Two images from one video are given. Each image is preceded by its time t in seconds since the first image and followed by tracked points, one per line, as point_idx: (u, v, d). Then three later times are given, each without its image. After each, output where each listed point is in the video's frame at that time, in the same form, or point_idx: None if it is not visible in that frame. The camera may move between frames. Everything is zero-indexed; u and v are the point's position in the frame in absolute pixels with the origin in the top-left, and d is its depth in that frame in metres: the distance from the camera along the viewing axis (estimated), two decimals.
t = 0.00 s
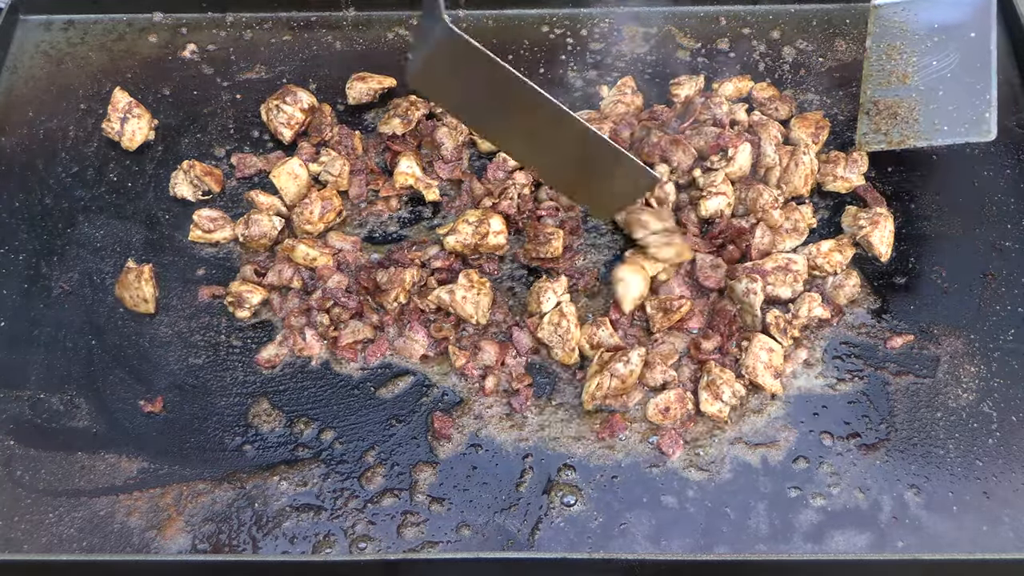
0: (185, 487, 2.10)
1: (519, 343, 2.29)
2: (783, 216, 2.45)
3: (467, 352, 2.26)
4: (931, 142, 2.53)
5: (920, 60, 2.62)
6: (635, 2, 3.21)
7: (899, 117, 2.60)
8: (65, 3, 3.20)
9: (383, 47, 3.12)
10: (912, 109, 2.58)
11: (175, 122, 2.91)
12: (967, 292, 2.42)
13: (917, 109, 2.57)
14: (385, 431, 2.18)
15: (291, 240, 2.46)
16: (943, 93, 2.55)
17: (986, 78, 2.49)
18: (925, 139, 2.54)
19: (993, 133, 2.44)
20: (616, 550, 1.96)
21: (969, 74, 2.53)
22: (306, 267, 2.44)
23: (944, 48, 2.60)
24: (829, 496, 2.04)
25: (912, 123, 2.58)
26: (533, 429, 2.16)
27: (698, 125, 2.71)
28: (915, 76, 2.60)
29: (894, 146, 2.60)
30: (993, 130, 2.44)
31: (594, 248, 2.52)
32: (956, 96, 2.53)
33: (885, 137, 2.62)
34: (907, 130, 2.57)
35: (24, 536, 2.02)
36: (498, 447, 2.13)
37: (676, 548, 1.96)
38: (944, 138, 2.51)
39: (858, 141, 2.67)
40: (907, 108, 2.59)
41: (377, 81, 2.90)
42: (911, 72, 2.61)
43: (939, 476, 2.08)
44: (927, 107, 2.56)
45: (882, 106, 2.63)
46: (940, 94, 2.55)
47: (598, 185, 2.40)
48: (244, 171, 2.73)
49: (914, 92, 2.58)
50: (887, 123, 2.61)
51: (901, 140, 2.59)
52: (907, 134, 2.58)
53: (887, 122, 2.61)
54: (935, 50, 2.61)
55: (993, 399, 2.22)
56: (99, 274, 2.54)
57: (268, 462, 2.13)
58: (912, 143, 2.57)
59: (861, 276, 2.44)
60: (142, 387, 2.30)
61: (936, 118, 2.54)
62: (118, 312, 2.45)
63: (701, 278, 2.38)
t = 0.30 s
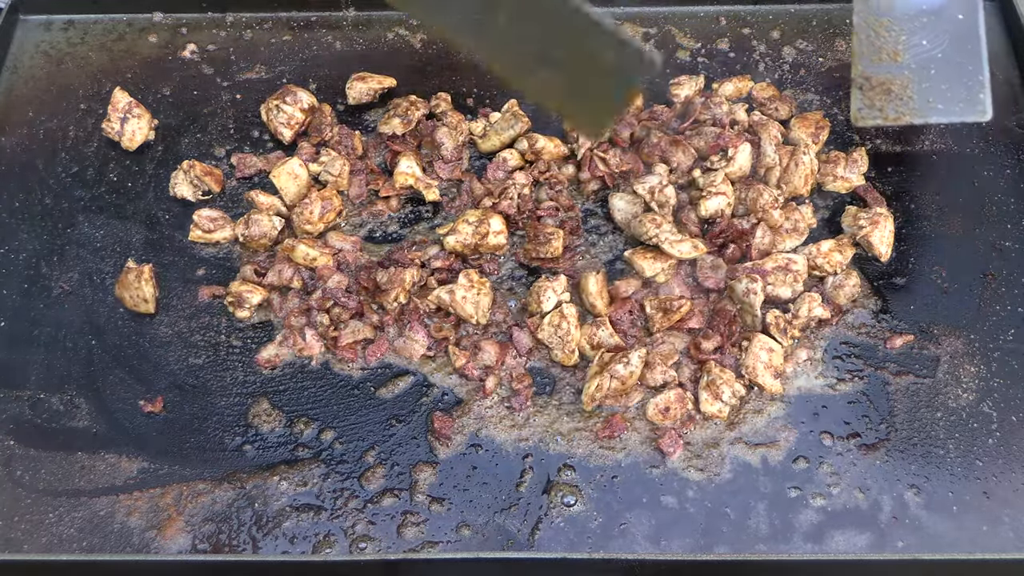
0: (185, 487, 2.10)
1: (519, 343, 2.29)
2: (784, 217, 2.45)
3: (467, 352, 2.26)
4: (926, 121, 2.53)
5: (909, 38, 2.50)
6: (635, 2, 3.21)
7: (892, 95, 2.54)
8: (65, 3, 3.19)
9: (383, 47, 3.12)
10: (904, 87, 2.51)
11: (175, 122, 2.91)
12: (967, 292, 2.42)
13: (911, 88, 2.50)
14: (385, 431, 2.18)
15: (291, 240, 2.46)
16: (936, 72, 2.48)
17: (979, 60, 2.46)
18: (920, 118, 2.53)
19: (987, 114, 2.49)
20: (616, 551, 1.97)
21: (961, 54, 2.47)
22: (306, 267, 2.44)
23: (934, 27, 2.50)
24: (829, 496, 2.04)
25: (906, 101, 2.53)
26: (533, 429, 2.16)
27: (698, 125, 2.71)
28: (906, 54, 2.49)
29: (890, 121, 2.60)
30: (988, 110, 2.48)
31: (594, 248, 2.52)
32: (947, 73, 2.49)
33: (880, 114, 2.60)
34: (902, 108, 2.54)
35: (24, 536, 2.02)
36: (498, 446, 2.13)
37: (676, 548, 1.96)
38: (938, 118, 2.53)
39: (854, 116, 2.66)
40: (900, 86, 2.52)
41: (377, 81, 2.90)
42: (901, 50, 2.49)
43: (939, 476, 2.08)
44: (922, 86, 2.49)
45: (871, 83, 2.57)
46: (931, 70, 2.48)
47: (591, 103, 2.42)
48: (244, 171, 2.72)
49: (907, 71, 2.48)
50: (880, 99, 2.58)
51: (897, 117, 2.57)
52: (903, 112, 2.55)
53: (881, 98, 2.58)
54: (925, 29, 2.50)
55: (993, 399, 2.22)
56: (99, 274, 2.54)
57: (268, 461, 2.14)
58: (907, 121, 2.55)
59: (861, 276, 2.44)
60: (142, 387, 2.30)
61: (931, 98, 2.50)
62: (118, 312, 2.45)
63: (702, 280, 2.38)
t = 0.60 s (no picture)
0: (185, 487, 2.10)
1: (519, 343, 2.29)
2: (784, 218, 2.45)
3: (466, 352, 2.26)
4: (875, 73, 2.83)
5: None
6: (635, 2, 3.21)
7: (843, 45, 2.91)
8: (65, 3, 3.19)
9: (383, 47, 3.12)
10: (856, 38, 2.87)
11: (175, 122, 2.91)
12: (967, 292, 2.42)
13: (860, 39, 2.85)
14: (385, 431, 2.18)
15: (291, 240, 2.46)
16: (887, 27, 2.83)
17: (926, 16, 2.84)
18: (869, 69, 2.84)
19: (933, 70, 2.81)
20: (616, 551, 1.96)
21: (911, 10, 2.84)
22: (306, 267, 2.44)
23: None
24: (829, 496, 2.04)
25: (855, 52, 2.87)
26: (532, 429, 2.16)
27: (699, 125, 2.71)
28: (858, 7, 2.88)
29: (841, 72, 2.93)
30: (933, 68, 2.80)
31: (594, 248, 2.52)
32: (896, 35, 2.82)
33: (832, 64, 2.94)
34: (852, 60, 2.87)
35: (24, 536, 2.02)
36: (498, 446, 2.13)
37: (676, 548, 1.96)
38: (887, 71, 2.81)
39: (807, 64, 3.01)
40: (851, 35, 2.89)
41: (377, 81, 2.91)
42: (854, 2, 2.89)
43: (939, 476, 2.08)
44: (869, 36, 2.84)
45: (823, 33, 2.98)
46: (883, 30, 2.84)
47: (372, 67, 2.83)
48: (243, 171, 2.72)
49: (857, 22, 2.87)
50: (836, 52, 2.92)
51: (848, 69, 2.90)
52: (853, 64, 2.88)
53: (833, 50, 2.94)
54: None
55: (993, 399, 2.22)
56: (99, 275, 2.54)
57: (268, 461, 2.13)
58: (859, 73, 2.87)
59: (861, 276, 2.44)
60: (142, 387, 2.30)
61: (882, 51, 2.82)
62: (118, 312, 2.45)
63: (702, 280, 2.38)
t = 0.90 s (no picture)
0: (185, 487, 2.10)
1: (519, 343, 2.29)
2: (783, 218, 2.45)
3: (466, 352, 2.26)
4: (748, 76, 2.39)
5: None
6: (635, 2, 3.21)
7: (721, 48, 2.42)
8: (65, 3, 3.19)
9: (383, 47, 3.12)
10: (733, 40, 2.40)
11: (174, 122, 2.91)
12: (967, 292, 2.42)
13: (740, 41, 2.39)
14: (385, 430, 2.18)
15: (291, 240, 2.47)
16: (765, 25, 2.39)
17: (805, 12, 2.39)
18: (742, 70, 2.38)
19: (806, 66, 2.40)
20: (615, 551, 1.96)
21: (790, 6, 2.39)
22: (306, 267, 2.44)
23: None
24: (829, 496, 2.04)
25: (731, 56, 2.41)
26: (532, 430, 2.16)
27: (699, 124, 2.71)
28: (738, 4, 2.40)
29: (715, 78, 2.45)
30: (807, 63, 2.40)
31: (593, 248, 2.52)
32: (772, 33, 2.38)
33: (707, 68, 2.47)
34: (729, 63, 2.40)
35: (24, 536, 2.02)
36: (498, 447, 2.13)
37: (676, 548, 1.96)
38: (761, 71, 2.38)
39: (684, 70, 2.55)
40: (729, 39, 2.41)
41: (377, 81, 2.88)
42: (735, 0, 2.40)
43: (939, 476, 2.08)
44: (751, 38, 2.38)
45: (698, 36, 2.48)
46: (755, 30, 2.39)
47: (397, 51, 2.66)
48: (243, 171, 2.73)
49: (739, 25, 2.39)
50: (710, 55, 2.45)
51: (721, 73, 2.43)
52: (727, 67, 2.42)
53: (709, 54, 2.45)
54: None
55: (993, 399, 2.22)
56: (99, 275, 2.54)
57: (268, 461, 2.13)
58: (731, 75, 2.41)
59: (861, 276, 2.44)
60: (142, 387, 2.30)
61: (759, 50, 2.38)
62: (118, 313, 2.45)
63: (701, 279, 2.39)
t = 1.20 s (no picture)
0: (185, 487, 2.10)
1: (519, 343, 2.29)
2: (784, 219, 2.45)
3: (466, 352, 2.26)
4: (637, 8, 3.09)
5: None
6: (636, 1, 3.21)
7: None
8: (65, 3, 3.20)
9: (383, 47, 3.12)
10: None
11: (175, 122, 2.91)
12: (967, 292, 2.42)
13: None
14: (385, 430, 2.18)
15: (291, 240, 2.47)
16: None
17: None
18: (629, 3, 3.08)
19: None
20: (615, 551, 1.96)
21: None
22: (306, 267, 2.44)
23: None
24: (829, 496, 2.04)
25: None
26: (532, 430, 2.16)
27: (699, 125, 2.71)
28: None
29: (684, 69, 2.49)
30: None
31: (593, 248, 2.52)
32: None
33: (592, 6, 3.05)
34: None
35: (24, 536, 2.02)
36: (498, 447, 2.13)
37: (676, 548, 1.96)
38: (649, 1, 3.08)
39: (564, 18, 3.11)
40: None
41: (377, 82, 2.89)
42: None
43: (939, 476, 2.08)
44: None
45: None
46: None
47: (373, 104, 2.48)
48: (243, 171, 2.73)
49: None
50: None
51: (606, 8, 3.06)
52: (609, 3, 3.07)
53: None
54: None
55: (993, 399, 2.22)
56: (99, 275, 2.54)
57: (268, 461, 2.13)
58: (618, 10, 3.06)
59: (862, 276, 2.45)
60: (142, 387, 2.30)
61: None
62: (118, 313, 2.45)
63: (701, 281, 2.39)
